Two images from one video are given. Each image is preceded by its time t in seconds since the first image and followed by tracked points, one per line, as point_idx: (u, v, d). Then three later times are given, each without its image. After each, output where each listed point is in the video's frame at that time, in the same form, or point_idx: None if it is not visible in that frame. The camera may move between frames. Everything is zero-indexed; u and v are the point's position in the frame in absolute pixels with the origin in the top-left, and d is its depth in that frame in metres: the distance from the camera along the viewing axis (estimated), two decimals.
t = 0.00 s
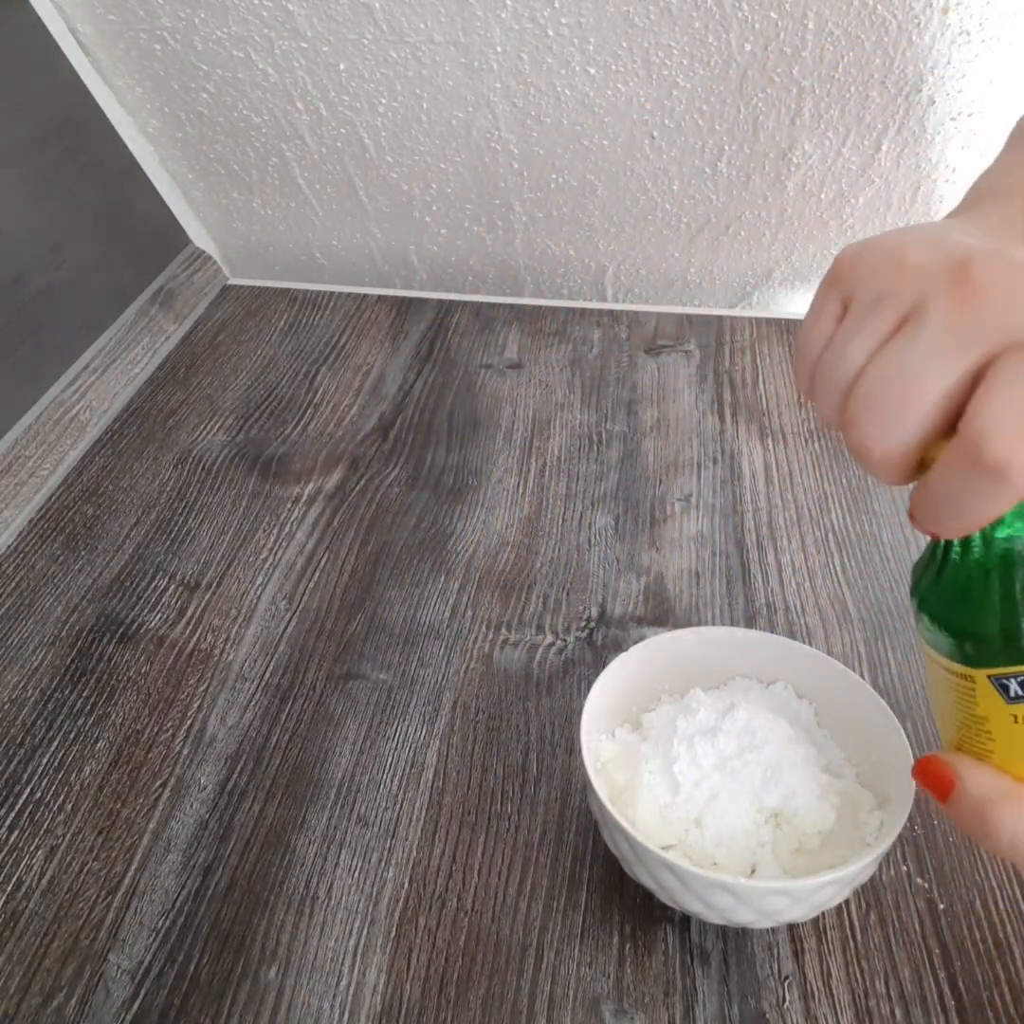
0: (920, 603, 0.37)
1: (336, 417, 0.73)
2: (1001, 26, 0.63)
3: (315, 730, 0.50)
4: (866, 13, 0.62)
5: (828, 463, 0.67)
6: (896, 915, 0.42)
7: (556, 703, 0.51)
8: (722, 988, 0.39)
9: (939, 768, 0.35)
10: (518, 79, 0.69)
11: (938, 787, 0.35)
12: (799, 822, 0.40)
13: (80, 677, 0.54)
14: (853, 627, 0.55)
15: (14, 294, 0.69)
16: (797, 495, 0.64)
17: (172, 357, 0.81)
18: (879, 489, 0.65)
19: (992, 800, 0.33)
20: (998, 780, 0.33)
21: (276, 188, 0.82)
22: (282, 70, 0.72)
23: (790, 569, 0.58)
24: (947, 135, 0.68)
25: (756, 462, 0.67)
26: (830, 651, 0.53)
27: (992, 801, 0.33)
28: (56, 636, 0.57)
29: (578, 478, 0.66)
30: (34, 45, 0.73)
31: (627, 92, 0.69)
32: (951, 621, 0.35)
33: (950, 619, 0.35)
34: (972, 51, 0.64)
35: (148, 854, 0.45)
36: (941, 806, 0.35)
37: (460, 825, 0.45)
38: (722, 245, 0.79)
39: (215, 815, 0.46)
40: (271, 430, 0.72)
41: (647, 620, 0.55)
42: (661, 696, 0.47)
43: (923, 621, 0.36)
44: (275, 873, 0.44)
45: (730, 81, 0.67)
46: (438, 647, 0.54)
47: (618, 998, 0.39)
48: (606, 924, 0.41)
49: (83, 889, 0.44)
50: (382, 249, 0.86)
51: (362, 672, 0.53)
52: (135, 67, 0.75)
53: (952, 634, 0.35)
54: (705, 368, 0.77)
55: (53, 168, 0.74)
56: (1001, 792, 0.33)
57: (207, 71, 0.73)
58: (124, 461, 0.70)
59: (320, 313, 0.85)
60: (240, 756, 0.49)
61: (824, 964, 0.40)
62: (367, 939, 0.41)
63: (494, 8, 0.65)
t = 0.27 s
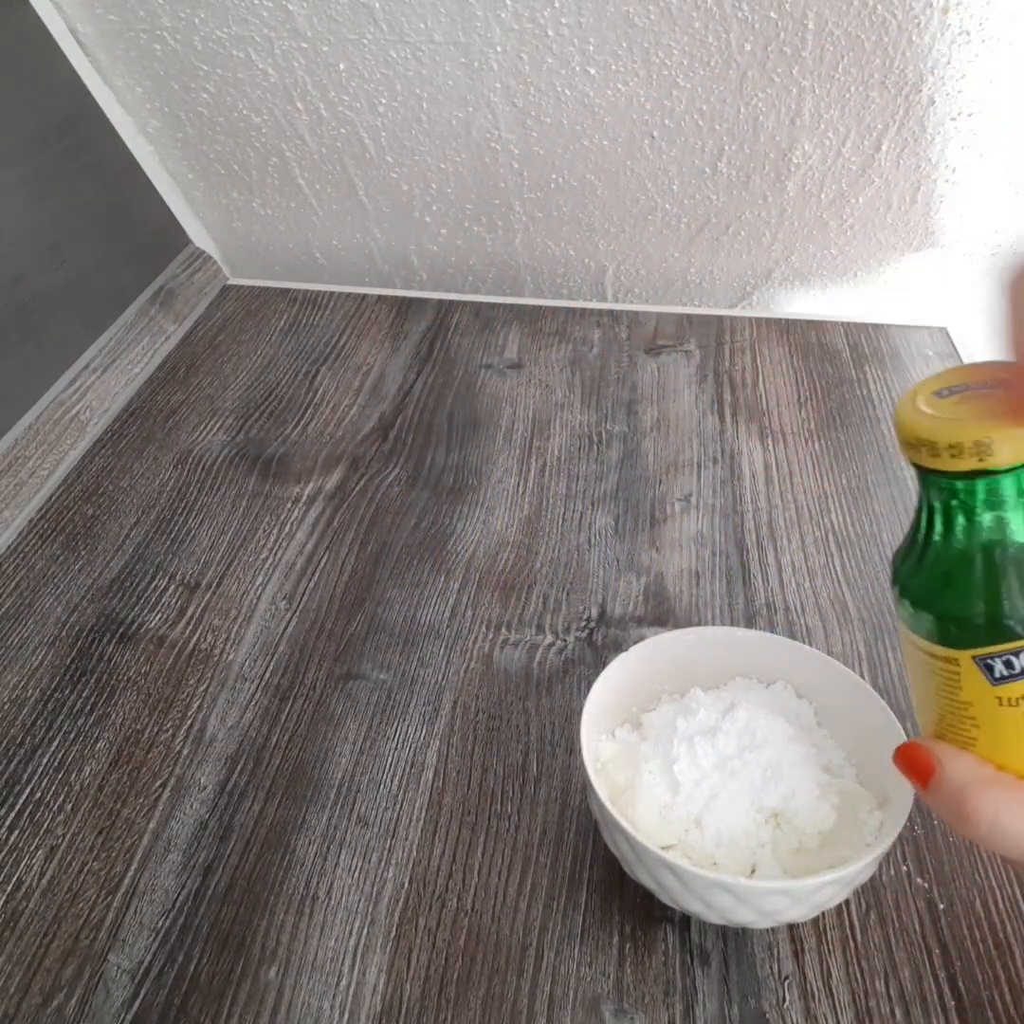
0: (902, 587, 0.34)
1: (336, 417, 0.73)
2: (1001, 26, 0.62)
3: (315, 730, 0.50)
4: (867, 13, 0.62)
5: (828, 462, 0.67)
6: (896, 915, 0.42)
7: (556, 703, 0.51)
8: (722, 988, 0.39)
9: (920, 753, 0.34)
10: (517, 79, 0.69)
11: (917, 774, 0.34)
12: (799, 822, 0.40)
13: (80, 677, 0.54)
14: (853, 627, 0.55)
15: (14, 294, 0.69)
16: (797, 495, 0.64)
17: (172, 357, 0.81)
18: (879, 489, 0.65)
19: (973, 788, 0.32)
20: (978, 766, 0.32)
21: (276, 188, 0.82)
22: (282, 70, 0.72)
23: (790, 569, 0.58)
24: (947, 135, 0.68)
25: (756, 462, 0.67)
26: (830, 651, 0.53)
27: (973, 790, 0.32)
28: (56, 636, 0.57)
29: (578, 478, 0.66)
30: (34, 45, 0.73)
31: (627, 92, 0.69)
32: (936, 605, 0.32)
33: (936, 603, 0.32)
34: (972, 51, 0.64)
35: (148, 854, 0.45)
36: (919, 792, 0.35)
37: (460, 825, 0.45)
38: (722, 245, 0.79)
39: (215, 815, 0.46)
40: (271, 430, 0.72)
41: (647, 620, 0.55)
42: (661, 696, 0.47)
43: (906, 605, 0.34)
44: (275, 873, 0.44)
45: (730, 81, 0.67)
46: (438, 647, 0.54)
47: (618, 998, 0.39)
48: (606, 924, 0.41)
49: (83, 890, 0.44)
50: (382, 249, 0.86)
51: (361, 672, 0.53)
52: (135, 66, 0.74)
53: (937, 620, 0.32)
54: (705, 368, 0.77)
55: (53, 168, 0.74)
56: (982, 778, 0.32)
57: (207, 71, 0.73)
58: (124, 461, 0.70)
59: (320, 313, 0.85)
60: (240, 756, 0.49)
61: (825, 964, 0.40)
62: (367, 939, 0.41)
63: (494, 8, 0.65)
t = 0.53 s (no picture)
0: (888, 591, 0.34)
1: (336, 417, 0.73)
2: (1001, 26, 0.62)
3: (315, 730, 0.50)
4: (867, 13, 0.62)
5: (828, 462, 0.67)
6: (896, 915, 0.42)
7: (556, 703, 0.51)
8: (722, 988, 0.39)
9: (909, 760, 0.34)
10: (517, 79, 0.69)
11: (907, 782, 0.34)
12: (799, 822, 0.40)
13: (80, 677, 0.54)
14: (853, 627, 0.55)
15: (14, 294, 0.69)
16: (797, 495, 0.64)
17: (172, 357, 0.81)
18: (879, 489, 0.65)
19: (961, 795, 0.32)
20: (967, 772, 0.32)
21: (276, 188, 0.82)
22: (282, 70, 0.72)
23: (790, 569, 0.58)
24: (947, 135, 0.68)
25: (756, 462, 0.67)
26: (830, 651, 0.53)
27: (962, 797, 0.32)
28: (56, 636, 0.57)
29: (578, 478, 0.66)
30: (34, 45, 0.73)
31: (628, 92, 0.69)
32: (922, 608, 0.32)
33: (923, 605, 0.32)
34: (972, 51, 0.64)
35: (148, 854, 0.45)
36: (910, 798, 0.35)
37: (460, 825, 0.45)
38: (722, 245, 0.79)
39: (215, 815, 0.46)
40: (271, 430, 0.72)
41: (647, 620, 0.55)
42: (661, 696, 0.47)
43: (893, 609, 0.34)
44: (275, 873, 0.44)
45: (729, 81, 0.67)
46: (438, 647, 0.54)
47: (618, 998, 0.39)
48: (606, 924, 0.41)
49: (83, 889, 0.44)
50: (382, 249, 0.86)
51: (361, 672, 0.53)
52: (135, 66, 0.74)
53: (924, 622, 0.32)
54: (705, 368, 0.77)
55: (53, 168, 0.74)
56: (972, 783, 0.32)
57: (207, 71, 0.73)
58: (124, 461, 0.70)
59: (320, 313, 0.85)
60: (239, 756, 0.49)
61: (825, 964, 0.40)
62: (367, 939, 0.41)
63: (494, 8, 0.65)
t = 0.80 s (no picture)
0: (898, 587, 0.34)
1: (335, 417, 0.73)
2: (1001, 26, 0.62)
3: (315, 730, 0.50)
4: (866, 13, 0.62)
5: (828, 462, 0.67)
6: (896, 915, 0.42)
7: (556, 703, 0.51)
8: (722, 988, 0.39)
9: (917, 759, 0.34)
10: (517, 79, 0.69)
11: (914, 781, 0.34)
12: (799, 821, 0.40)
13: (80, 677, 0.54)
14: (853, 628, 0.55)
15: (14, 294, 0.69)
16: (797, 495, 0.64)
17: (172, 357, 0.81)
18: (879, 489, 0.65)
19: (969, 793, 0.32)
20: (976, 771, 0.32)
21: (276, 188, 0.82)
22: (282, 70, 0.72)
23: (790, 569, 0.58)
24: (947, 135, 0.68)
25: (756, 462, 0.67)
26: (830, 651, 0.53)
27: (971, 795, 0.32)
28: (56, 636, 0.57)
29: (578, 478, 0.66)
30: (34, 45, 0.73)
31: (627, 92, 0.69)
32: (933, 604, 0.32)
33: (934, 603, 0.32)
34: (972, 51, 0.64)
35: (148, 854, 0.45)
36: (916, 799, 0.35)
37: (460, 825, 0.45)
38: (722, 245, 0.79)
39: (215, 815, 0.46)
40: (271, 430, 0.72)
41: (647, 620, 0.55)
42: (661, 696, 0.47)
43: (903, 605, 0.33)
44: (275, 873, 0.44)
45: (729, 81, 0.67)
46: (438, 648, 0.54)
47: (618, 998, 0.39)
48: (606, 925, 0.41)
49: (83, 889, 0.44)
50: (382, 249, 0.86)
51: (362, 672, 0.53)
52: (135, 66, 0.74)
53: (934, 618, 0.32)
54: (705, 368, 0.77)
55: (53, 169, 0.74)
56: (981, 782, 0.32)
57: (207, 71, 0.73)
58: (124, 461, 0.70)
59: (320, 313, 0.85)
60: (240, 756, 0.49)
61: (824, 964, 0.40)
62: (367, 939, 0.41)
63: (494, 8, 0.65)
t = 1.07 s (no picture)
0: (904, 586, 0.34)
1: (335, 417, 0.73)
2: (1001, 26, 0.62)
3: (315, 730, 0.50)
4: (866, 13, 0.62)
5: (828, 462, 0.67)
6: (896, 914, 0.42)
7: (556, 703, 0.51)
8: (722, 988, 0.39)
9: (920, 759, 0.34)
10: (517, 79, 0.69)
11: (917, 780, 0.34)
12: (799, 822, 0.40)
13: (80, 677, 0.54)
14: (853, 628, 0.55)
15: (15, 294, 0.69)
16: (797, 495, 0.64)
17: (172, 357, 0.81)
18: (879, 489, 0.65)
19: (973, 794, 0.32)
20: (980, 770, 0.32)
21: (276, 188, 0.82)
22: (282, 70, 0.72)
23: (790, 570, 0.58)
24: (947, 135, 0.68)
25: (756, 462, 0.67)
26: (830, 651, 0.53)
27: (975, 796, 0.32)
28: (56, 636, 0.57)
29: (578, 478, 0.66)
30: (34, 45, 0.73)
31: (628, 92, 0.69)
32: (938, 602, 0.32)
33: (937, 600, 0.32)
34: (971, 50, 0.64)
35: (148, 854, 0.45)
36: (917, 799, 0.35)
37: (460, 825, 0.45)
38: (722, 245, 0.79)
39: (215, 815, 0.46)
40: (271, 430, 0.72)
41: (648, 620, 0.55)
42: (660, 696, 0.47)
43: (908, 602, 0.34)
44: (275, 873, 0.44)
45: (729, 81, 0.67)
46: (438, 648, 0.54)
47: (618, 998, 0.39)
48: (606, 924, 0.41)
49: (83, 889, 0.44)
50: (382, 249, 0.86)
51: (362, 672, 0.53)
52: (135, 66, 0.74)
53: (939, 617, 0.32)
54: (705, 368, 0.77)
55: (53, 169, 0.74)
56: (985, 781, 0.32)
57: (207, 71, 0.73)
58: (124, 461, 0.70)
59: (320, 313, 0.85)
60: (240, 756, 0.49)
61: (824, 964, 0.40)
62: (367, 939, 0.41)
63: (494, 8, 0.65)
